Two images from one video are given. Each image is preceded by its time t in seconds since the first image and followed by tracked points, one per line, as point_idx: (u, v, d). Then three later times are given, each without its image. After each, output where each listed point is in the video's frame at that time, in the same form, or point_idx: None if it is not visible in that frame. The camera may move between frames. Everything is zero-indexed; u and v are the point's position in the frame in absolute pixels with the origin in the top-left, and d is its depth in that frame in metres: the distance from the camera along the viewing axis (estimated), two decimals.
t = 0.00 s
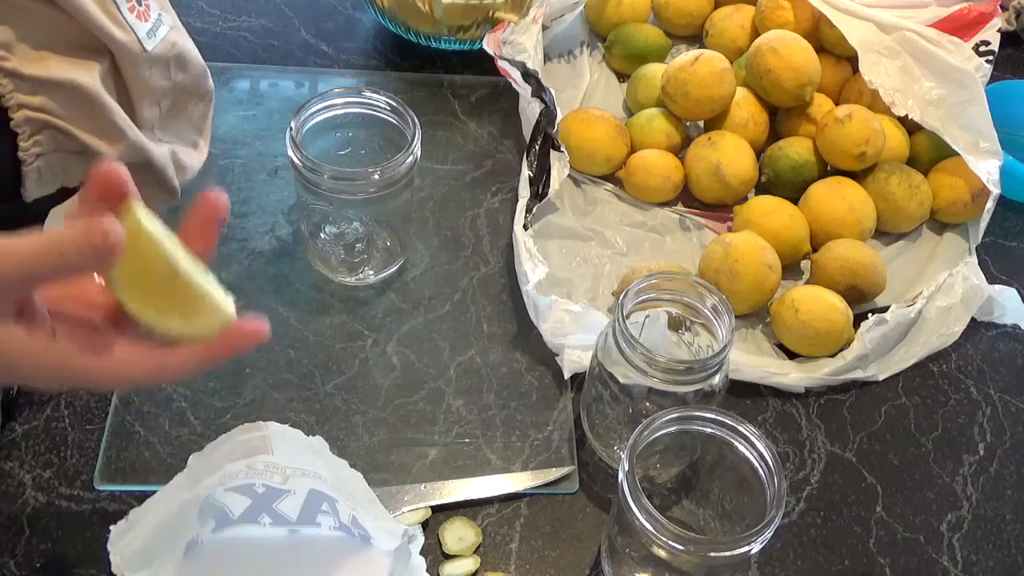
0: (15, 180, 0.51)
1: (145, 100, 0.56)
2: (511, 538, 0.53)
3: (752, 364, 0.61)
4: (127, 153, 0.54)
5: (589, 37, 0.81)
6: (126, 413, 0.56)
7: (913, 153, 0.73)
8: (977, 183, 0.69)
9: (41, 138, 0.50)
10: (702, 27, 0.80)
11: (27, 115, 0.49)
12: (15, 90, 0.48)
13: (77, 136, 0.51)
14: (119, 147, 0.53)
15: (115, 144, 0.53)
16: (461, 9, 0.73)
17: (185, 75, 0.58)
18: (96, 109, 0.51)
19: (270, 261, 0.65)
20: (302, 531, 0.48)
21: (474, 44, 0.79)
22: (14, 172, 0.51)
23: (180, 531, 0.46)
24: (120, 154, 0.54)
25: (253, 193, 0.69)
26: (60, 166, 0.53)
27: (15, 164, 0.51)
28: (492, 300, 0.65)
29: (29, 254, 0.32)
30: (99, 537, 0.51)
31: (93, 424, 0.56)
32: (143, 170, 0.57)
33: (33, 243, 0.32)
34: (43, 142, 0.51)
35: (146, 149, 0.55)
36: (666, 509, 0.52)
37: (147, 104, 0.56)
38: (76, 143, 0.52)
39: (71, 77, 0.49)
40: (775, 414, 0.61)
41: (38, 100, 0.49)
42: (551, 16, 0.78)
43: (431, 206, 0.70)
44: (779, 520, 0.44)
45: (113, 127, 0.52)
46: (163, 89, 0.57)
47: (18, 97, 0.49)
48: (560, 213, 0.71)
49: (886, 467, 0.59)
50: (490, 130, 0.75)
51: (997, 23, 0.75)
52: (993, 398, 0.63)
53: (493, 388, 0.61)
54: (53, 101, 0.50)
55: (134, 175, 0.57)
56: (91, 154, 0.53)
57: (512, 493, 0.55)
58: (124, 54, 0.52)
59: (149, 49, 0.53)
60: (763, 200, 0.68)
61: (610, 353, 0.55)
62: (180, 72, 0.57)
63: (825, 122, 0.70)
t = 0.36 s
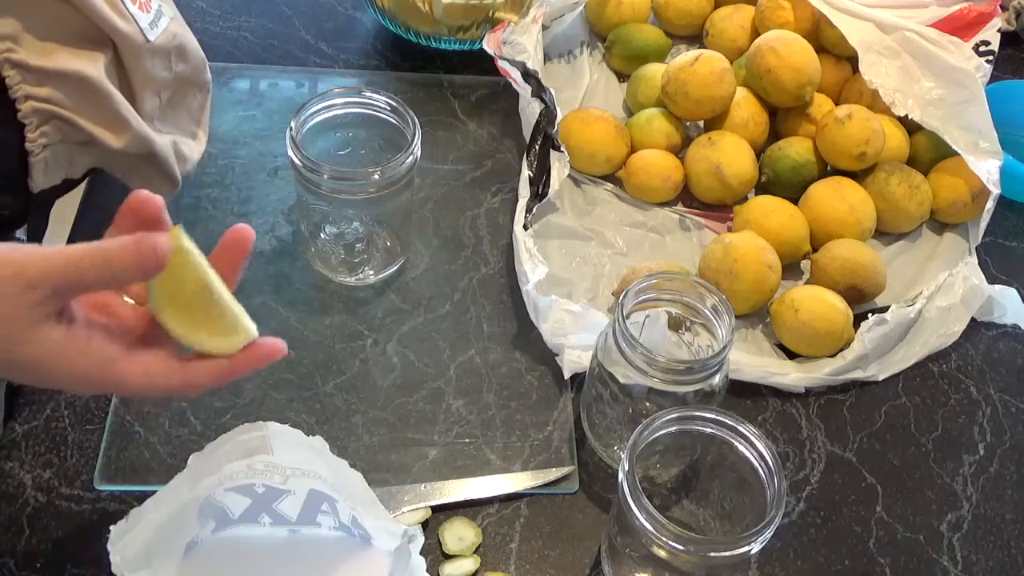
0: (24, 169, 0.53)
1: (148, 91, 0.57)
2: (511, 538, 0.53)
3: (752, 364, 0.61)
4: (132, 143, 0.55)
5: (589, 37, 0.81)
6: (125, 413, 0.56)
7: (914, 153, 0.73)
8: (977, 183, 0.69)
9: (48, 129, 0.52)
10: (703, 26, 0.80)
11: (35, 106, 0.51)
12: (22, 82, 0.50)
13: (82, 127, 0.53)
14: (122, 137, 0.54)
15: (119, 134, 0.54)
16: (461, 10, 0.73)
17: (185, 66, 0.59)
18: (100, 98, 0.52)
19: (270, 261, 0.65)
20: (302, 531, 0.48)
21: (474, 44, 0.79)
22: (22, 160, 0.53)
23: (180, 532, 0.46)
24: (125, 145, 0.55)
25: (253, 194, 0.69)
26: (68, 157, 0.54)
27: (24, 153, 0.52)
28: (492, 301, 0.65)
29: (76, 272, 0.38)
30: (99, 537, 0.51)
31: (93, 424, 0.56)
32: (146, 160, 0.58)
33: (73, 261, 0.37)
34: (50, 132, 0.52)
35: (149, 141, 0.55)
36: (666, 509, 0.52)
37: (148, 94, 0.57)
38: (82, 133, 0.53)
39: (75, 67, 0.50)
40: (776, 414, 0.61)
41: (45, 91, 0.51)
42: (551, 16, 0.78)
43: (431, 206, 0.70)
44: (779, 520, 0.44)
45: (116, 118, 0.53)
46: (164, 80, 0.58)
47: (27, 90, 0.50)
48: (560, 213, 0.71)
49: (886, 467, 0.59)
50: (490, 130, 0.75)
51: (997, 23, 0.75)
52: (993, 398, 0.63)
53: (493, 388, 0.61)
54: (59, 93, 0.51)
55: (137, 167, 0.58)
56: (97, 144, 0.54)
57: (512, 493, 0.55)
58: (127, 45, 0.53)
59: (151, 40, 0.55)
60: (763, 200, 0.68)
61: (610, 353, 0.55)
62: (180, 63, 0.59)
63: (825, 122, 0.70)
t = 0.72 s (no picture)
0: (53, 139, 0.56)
1: (154, 58, 0.59)
2: (511, 538, 0.53)
3: (752, 364, 0.61)
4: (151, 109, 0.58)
5: (589, 37, 0.81)
6: (126, 413, 0.56)
7: (914, 153, 0.73)
8: (977, 183, 0.69)
9: (77, 96, 0.56)
10: (703, 26, 0.80)
11: (65, 73, 0.55)
12: (53, 53, 0.54)
13: (107, 93, 0.56)
14: (143, 101, 0.58)
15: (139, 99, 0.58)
16: (462, 10, 0.73)
17: (185, 31, 0.62)
18: (122, 65, 0.56)
19: (270, 262, 0.66)
20: (302, 531, 0.47)
21: (474, 45, 0.79)
22: (54, 130, 0.56)
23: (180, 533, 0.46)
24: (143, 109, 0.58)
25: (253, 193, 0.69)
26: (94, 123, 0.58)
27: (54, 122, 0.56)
28: (492, 301, 0.65)
29: (200, 194, 0.43)
30: (99, 537, 0.51)
31: (93, 424, 0.56)
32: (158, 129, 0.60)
33: (200, 185, 0.43)
34: (79, 100, 0.56)
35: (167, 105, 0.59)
36: (666, 509, 0.52)
37: (154, 60, 0.59)
38: (108, 100, 0.57)
39: (97, 35, 0.54)
40: (776, 415, 0.61)
41: (71, 59, 0.55)
42: (551, 16, 0.78)
43: (431, 206, 0.70)
44: (779, 520, 0.44)
45: (136, 83, 0.57)
46: (167, 45, 0.60)
47: (57, 59, 0.54)
48: (560, 213, 0.71)
49: (886, 467, 0.59)
50: (490, 130, 0.75)
51: (997, 23, 0.75)
52: (993, 398, 0.63)
53: (493, 388, 0.61)
54: (83, 60, 0.55)
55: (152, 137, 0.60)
56: (119, 108, 0.58)
57: (512, 493, 0.55)
58: (139, 13, 0.56)
59: (160, 8, 0.58)
60: (763, 200, 0.68)
61: (610, 353, 0.55)
62: (182, 29, 0.61)
63: (825, 122, 0.70)
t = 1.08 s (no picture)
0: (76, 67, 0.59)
1: None
2: (511, 538, 0.53)
3: (752, 364, 0.61)
4: (158, 36, 0.63)
5: (589, 37, 0.81)
6: (126, 413, 0.56)
7: (913, 152, 0.73)
8: (977, 182, 0.69)
9: (94, 24, 0.60)
10: (702, 27, 0.80)
11: (85, 4, 0.58)
12: None
13: (120, 20, 0.60)
14: (152, 29, 0.62)
15: (148, 27, 0.62)
16: (462, 9, 0.73)
17: None
18: None
19: (270, 262, 0.65)
20: (302, 531, 0.47)
21: (474, 44, 0.79)
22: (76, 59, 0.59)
23: (182, 532, 0.46)
24: (151, 37, 0.62)
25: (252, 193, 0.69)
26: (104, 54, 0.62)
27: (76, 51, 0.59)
28: (492, 301, 0.65)
29: (226, 86, 0.40)
30: (99, 537, 0.51)
31: (93, 424, 0.56)
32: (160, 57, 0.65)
33: (218, 77, 0.40)
34: (96, 28, 0.60)
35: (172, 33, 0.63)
36: (666, 509, 0.52)
37: None
38: (118, 27, 0.61)
39: None
40: (776, 415, 0.61)
41: None
42: (551, 16, 0.78)
43: (431, 206, 0.70)
44: (779, 520, 0.44)
45: (147, 12, 0.61)
46: None
47: None
48: (560, 213, 0.71)
49: (886, 467, 0.59)
50: (490, 130, 0.75)
51: (997, 23, 0.75)
52: (993, 398, 0.63)
53: (493, 388, 0.61)
54: None
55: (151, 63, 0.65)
56: (128, 36, 0.62)
57: (512, 493, 0.55)
58: None
59: None
60: (763, 200, 0.68)
61: (610, 353, 0.55)
62: None
63: (825, 122, 0.70)
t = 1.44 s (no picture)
0: (76, 25, 0.61)
1: None
2: (511, 538, 0.53)
3: (752, 364, 0.61)
4: None
5: (590, 37, 0.81)
6: (126, 413, 0.56)
7: (913, 153, 0.73)
8: (977, 182, 0.69)
9: None
10: (703, 27, 0.80)
11: None
12: None
13: None
14: None
15: None
16: (462, 9, 0.73)
17: None
18: None
19: (270, 262, 0.65)
20: (302, 531, 0.47)
21: (474, 44, 0.79)
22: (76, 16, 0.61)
23: (182, 531, 0.46)
24: None
25: (253, 193, 0.69)
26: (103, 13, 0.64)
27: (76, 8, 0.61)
28: (492, 301, 0.65)
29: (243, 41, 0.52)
30: (99, 537, 0.51)
31: (93, 424, 0.56)
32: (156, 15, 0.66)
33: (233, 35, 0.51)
34: None
35: None
36: (666, 509, 0.52)
37: None
38: None
39: None
40: (776, 415, 0.61)
41: None
42: (551, 16, 0.78)
43: (431, 206, 0.70)
44: (779, 520, 0.44)
45: None
46: None
47: None
48: (560, 213, 0.71)
49: (886, 467, 0.59)
50: (490, 130, 0.75)
51: (997, 23, 0.75)
52: (993, 398, 0.63)
53: (493, 388, 0.61)
54: None
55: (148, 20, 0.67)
56: None
57: (512, 493, 0.55)
58: None
59: None
60: (763, 200, 0.68)
61: (609, 353, 0.55)
62: None
63: (825, 122, 0.70)
